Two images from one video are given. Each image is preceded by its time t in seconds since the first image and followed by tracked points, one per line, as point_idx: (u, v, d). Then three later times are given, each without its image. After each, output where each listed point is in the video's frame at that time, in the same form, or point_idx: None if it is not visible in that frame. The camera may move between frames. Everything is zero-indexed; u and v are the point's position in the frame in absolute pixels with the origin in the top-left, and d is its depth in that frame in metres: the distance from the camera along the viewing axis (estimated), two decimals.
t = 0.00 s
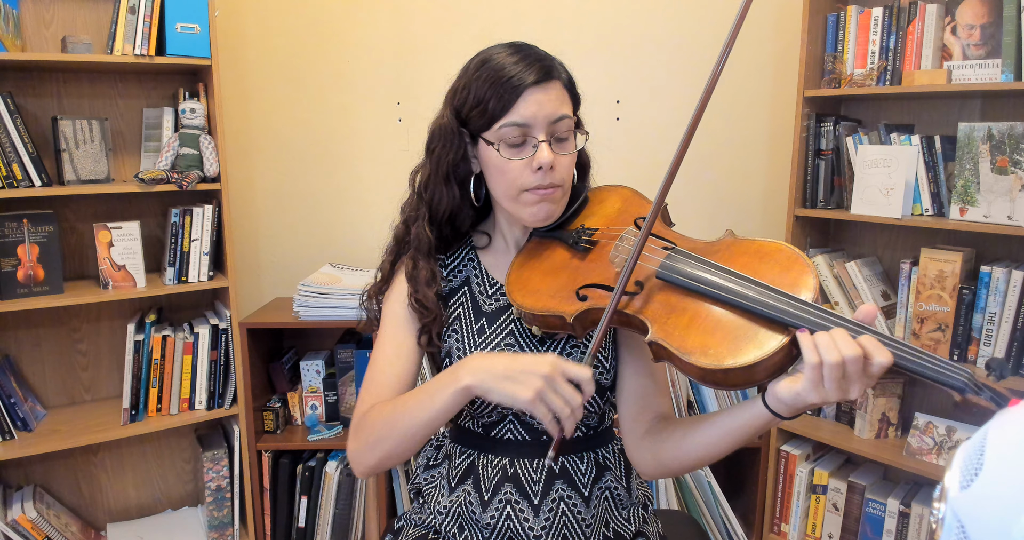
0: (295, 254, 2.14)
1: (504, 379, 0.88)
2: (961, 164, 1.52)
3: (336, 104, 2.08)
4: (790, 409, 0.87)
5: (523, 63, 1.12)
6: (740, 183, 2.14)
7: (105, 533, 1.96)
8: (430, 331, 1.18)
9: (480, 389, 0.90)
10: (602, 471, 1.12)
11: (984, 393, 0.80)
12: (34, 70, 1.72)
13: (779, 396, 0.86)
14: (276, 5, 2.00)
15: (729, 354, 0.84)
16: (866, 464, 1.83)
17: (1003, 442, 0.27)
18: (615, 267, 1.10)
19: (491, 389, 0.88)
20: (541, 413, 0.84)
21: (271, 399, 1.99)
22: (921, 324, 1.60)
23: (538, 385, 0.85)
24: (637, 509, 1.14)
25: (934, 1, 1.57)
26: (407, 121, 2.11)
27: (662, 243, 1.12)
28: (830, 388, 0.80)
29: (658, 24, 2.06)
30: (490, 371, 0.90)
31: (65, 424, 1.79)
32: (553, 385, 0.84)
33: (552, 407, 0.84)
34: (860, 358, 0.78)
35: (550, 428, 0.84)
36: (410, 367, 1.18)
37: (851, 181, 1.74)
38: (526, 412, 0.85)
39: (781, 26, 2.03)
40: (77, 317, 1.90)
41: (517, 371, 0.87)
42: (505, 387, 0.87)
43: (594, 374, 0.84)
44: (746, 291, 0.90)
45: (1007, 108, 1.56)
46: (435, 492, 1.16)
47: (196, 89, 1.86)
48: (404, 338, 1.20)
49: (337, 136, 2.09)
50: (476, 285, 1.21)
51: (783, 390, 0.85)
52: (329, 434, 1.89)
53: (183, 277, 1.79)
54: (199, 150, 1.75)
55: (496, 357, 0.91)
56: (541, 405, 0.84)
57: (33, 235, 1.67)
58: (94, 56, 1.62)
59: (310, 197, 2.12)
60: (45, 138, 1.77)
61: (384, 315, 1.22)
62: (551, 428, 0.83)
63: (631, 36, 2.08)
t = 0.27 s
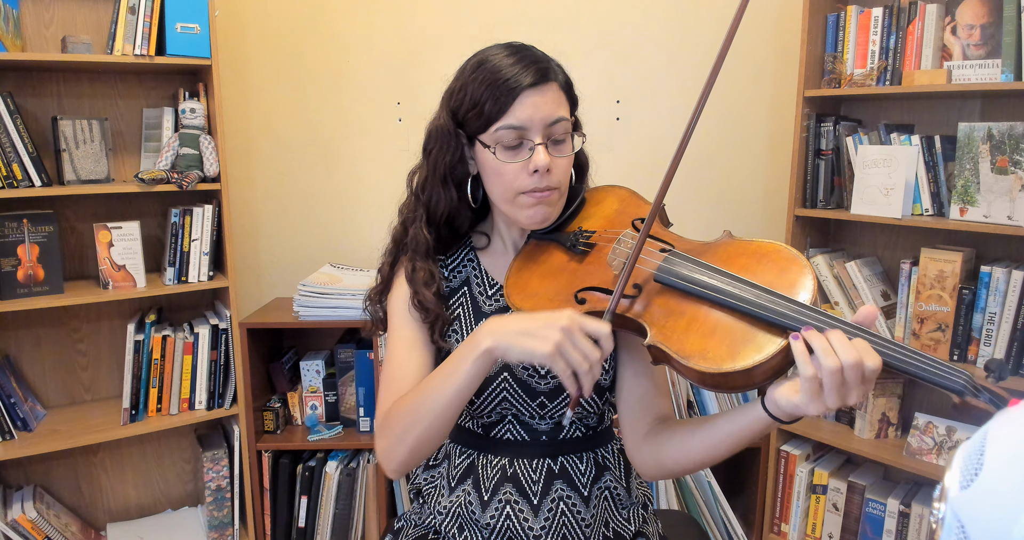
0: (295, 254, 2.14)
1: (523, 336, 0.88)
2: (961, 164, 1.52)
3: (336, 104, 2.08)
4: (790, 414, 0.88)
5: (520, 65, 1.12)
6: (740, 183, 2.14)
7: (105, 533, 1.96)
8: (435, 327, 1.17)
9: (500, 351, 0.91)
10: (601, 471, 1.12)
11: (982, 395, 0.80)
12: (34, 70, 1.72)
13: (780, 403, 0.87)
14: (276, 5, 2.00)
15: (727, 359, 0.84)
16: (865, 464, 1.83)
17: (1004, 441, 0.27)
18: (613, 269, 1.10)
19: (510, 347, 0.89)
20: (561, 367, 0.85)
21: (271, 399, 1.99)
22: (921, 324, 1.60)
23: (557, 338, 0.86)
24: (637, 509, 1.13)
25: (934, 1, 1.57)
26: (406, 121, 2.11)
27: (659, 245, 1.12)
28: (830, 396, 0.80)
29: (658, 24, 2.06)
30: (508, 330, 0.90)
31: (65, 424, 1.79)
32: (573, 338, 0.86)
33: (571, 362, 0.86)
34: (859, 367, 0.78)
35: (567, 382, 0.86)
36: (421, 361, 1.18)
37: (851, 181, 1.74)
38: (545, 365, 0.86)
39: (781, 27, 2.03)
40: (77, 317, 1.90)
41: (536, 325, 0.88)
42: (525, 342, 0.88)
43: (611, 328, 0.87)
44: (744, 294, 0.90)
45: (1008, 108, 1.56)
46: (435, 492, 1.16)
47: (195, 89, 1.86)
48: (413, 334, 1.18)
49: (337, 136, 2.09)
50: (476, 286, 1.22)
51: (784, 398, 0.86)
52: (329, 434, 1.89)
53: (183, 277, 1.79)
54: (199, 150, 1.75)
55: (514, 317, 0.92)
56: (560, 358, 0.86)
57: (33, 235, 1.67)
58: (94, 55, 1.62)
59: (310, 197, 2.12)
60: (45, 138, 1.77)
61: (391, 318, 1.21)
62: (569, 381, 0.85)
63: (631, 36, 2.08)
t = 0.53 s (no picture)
0: (296, 254, 2.14)
1: (536, 311, 0.92)
2: (961, 164, 1.52)
3: (336, 104, 2.08)
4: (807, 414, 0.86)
5: (517, 67, 1.12)
6: (740, 183, 2.14)
7: (105, 533, 1.96)
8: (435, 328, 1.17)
9: (518, 333, 0.93)
10: (601, 471, 1.12)
11: (986, 396, 0.80)
12: (34, 70, 1.72)
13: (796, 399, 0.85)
14: (276, 5, 2.00)
15: (730, 361, 0.84)
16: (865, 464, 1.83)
17: (1004, 441, 0.27)
18: (612, 271, 1.10)
19: (529, 324, 0.92)
20: (582, 324, 0.88)
21: (271, 399, 1.99)
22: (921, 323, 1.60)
23: (569, 300, 0.90)
24: (638, 509, 1.13)
25: (934, 1, 1.57)
26: (407, 121, 2.11)
27: (659, 246, 1.12)
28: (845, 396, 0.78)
29: (658, 24, 2.06)
30: (522, 310, 0.93)
31: (65, 424, 1.79)
32: (584, 297, 0.90)
33: (589, 317, 0.88)
34: (881, 372, 0.76)
35: (593, 339, 0.87)
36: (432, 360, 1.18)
37: (851, 181, 1.74)
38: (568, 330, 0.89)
39: (781, 27, 2.03)
40: (77, 317, 1.90)
41: (544, 301, 0.92)
42: (542, 315, 0.90)
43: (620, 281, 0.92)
44: (747, 295, 0.90)
45: (1007, 108, 1.57)
46: (435, 492, 1.16)
47: (195, 89, 1.86)
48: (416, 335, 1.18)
49: (337, 136, 2.10)
50: (476, 286, 1.21)
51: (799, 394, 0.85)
52: (329, 434, 1.89)
53: (183, 277, 1.79)
54: (199, 150, 1.75)
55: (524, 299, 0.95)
56: (578, 317, 0.88)
57: (33, 235, 1.67)
58: (94, 55, 1.62)
59: (310, 198, 2.12)
60: (45, 138, 1.77)
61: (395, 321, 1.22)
62: (594, 336, 0.87)
63: (631, 36, 2.08)
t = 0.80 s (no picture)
0: (296, 254, 2.14)
1: (526, 354, 0.90)
2: (961, 164, 1.52)
3: (336, 104, 2.08)
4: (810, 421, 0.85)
5: (521, 66, 1.12)
6: (740, 183, 2.14)
7: (105, 533, 1.96)
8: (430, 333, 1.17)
9: (508, 373, 0.92)
10: (601, 471, 1.12)
11: (984, 400, 0.80)
12: (34, 70, 1.72)
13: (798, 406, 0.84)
14: (276, 5, 2.00)
15: (730, 362, 0.84)
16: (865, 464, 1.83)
17: (1005, 442, 0.27)
18: (614, 271, 1.11)
19: (517, 367, 0.90)
20: (570, 369, 0.86)
21: (271, 399, 1.99)
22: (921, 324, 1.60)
23: (557, 346, 0.87)
24: (638, 509, 1.14)
25: (934, 1, 1.57)
26: (407, 121, 2.11)
27: (661, 247, 1.12)
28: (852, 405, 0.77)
29: (658, 24, 2.06)
30: (511, 351, 0.92)
31: (65, 424, 1.79)
32: (573, 341, 0.87)
33: (578, 362, 0.86)
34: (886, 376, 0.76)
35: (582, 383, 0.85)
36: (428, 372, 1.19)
37: (851, 181, 1.74)
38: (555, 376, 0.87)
39: (781, 27, 2.03)
40: (77, 317, 1.90)
41: (534, 341, 0.90)
42: (528, 358, 0.89)
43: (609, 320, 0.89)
44: (748, 298, 0.90)
45: (1007, 108, 1.57)
46: (435, 492, 1.16)
47: (195, 89, 1.86)
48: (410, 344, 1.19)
49: (336, 137, 2.10)
50: (476, 287, 1.21)
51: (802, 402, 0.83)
52: (329, 434, 1.89)
53: (183, 277, 1.79)
54: (199, 150, 1.75)
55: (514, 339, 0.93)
56: (566, 363, 0.86)
57: (33, 235, 1.67)
58: (94, 56, 1.62)
59: (309, 198, 2.11)
60: (45, 138, 1.77)
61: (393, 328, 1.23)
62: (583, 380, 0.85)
63: (631, 36, 2.08)
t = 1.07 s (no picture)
0: (295, 254, 2.14)
1: (510, 398, 0.86)
2: (961, 164, 1.52)
3: (335, 104, 2.08)
4: (808, 423, 0.84)
5: (521, 66, 1.12)
6: (740, 183, 2.14)
7: (105, 533, 1.96)
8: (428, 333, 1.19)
9: (492, 411, 0.89)
10: (601, 471, 1.11)
11: (983, 401, 0.80)
12: (34, 70, 1.72)
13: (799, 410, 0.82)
14: (276, 4, 2.00)
15: (729, 362, 0.84)
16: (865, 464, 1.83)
17: (1004, 441, 0.27)
18: (615, 270, 1.11)
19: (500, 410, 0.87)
20: (550, 420, 0.81)
21: (271, 399, 1.99)
22: (920, 324, 1.60)
23: (540, 396, 0.83)
24: (638, 509, 1.14)
25: (934, 1, 1.57)
26: (407, 121, 2.11)
27: (661, 247, 1.12)
28: (858, 413, 0.76)
29: (658, 24, 2.06)
30: (496, 394, 0.89)
31: (65, 424, 1.79)
32: (557, 393, 0.83)
33: (560, 413, 0.82)
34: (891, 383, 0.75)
35: (564, 435, 0.81)
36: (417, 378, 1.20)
37: (851, 181, 1.74)
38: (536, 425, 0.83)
39: (781, 27, 2.03)
40: (77, 317, 1.90)
41: (519, 387, 0.86)
42: (511, 404, 0.85)
43: (597, 371, 0.82)
44: (747, 298, 0.90)
45: (1007, 108, 1.56)
46: (435, 492, 1.16)
47: (195, 89, 1.86)
48: (404, 344, 1.21)
49: (336, 137, 2.10)
50: (476, 287, 1.21)
51: (804, 407, 0.81)
52: (329, 434, 1.89)
53: (183, 277, 1.79)
54: (199, 150, 1.75)
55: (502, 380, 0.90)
56: (548, 414, 0.82)
57: (33, 235, 1.67)
58: (94, 56, 1.62)
59: (309, 198, 2.12)
60: (45, 138, 1.77)
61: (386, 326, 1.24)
62: (563, 432, 0.80)
63: (631, 36, 2.08)
